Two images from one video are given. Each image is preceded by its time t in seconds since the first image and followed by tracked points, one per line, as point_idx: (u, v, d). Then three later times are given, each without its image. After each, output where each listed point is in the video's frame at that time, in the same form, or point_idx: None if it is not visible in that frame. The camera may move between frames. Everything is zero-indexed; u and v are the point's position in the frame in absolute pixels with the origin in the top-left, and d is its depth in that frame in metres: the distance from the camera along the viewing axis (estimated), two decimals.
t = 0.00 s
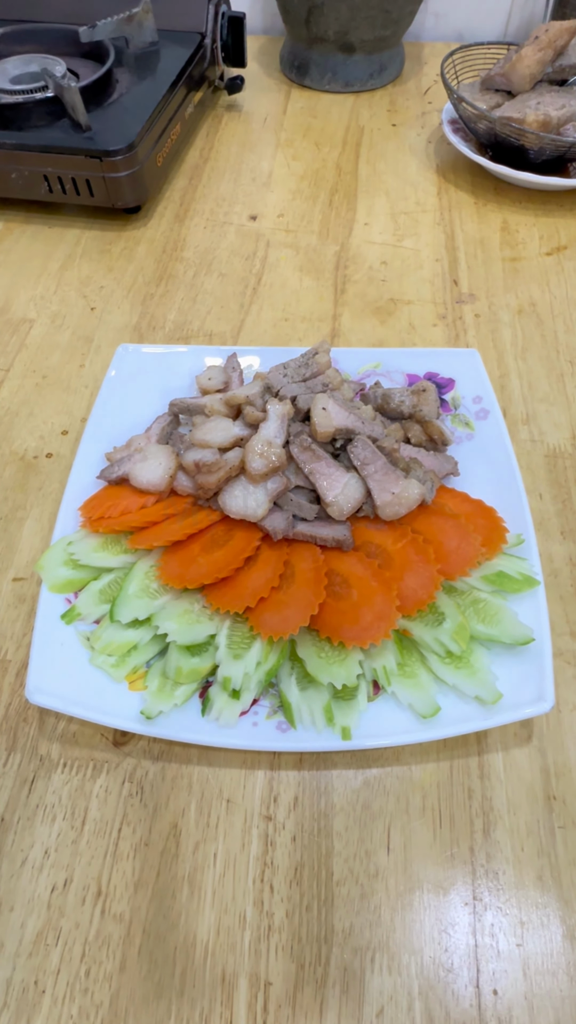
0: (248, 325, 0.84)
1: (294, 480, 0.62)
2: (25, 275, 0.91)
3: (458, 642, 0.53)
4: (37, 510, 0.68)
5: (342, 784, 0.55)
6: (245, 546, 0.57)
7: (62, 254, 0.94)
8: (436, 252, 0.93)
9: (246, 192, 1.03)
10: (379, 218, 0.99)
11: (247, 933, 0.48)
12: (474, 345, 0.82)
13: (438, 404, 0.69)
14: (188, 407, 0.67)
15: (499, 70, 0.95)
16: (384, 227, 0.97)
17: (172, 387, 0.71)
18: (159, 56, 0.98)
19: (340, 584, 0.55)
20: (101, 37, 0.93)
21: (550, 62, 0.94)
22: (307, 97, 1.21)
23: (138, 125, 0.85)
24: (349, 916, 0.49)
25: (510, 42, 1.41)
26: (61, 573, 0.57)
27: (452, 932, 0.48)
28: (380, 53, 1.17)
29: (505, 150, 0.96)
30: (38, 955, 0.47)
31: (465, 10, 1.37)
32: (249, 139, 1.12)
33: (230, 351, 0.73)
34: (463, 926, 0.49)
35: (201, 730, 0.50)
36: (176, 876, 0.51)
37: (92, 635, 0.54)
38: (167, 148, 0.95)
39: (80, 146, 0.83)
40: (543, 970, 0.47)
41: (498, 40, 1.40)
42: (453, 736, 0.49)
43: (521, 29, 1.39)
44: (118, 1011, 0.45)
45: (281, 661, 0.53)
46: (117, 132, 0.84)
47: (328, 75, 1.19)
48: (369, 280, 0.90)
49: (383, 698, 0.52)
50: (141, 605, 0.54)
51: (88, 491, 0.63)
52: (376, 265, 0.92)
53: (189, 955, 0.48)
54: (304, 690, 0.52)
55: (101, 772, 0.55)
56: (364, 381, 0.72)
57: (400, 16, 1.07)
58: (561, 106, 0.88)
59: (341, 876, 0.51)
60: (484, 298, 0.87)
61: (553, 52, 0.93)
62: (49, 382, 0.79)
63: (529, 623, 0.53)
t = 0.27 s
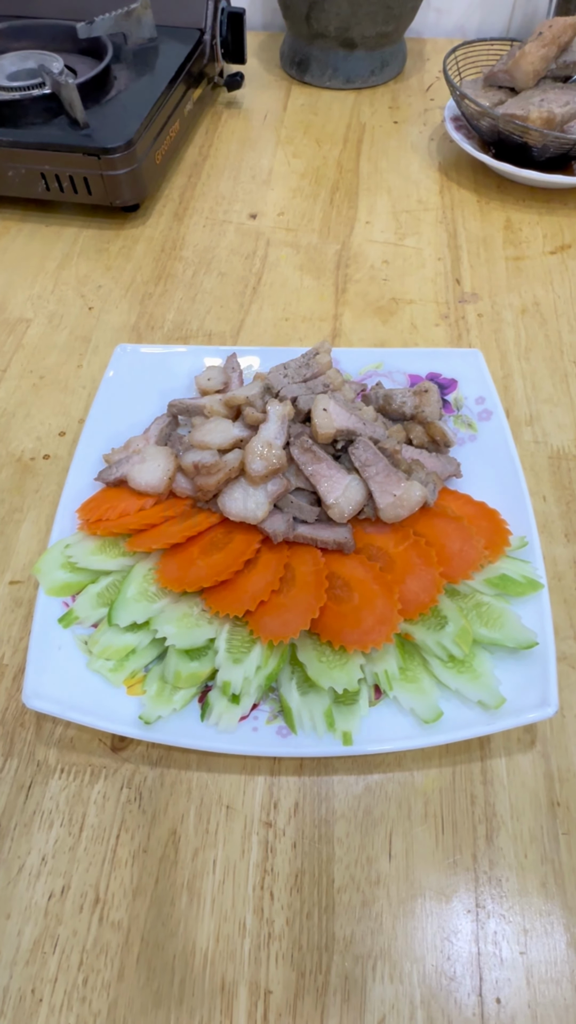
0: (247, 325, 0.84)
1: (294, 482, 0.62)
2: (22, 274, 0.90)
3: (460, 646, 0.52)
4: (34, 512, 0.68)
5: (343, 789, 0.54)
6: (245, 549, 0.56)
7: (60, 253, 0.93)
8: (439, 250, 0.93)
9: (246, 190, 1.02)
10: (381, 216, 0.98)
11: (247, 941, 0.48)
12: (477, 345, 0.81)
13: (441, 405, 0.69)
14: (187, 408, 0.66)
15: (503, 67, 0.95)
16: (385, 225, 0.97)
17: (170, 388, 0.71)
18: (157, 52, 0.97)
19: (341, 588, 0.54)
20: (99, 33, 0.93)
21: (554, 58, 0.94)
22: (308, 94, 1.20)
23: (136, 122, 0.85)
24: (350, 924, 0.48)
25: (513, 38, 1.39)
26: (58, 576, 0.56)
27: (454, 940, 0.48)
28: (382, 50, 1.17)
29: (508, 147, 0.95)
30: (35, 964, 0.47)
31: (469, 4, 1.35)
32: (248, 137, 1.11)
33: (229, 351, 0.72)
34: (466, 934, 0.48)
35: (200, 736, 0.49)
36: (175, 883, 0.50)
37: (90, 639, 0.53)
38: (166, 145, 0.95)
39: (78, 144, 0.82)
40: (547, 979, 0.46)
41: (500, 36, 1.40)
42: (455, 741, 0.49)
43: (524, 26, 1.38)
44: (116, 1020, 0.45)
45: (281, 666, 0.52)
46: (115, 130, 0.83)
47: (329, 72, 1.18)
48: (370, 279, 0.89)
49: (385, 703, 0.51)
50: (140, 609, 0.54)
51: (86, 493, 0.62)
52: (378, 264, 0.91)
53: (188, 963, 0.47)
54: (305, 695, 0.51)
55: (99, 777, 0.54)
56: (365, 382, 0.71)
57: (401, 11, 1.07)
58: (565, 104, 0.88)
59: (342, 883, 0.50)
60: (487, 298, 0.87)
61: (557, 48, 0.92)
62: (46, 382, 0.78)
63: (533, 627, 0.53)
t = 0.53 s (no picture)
0: (247, 325, 0.83)
1: (294, 484, 0.61)
2: (19, 273, 0.90)
3: (463, 650, 0.51)
4: (31, 514, 0.67)
5: (344, 795, 0.53)
6: (244, 551, 0.55)
7: (57, 252, 0.92)
8: (441, 249, 0.92)
9: (245, 188, 1.01)
10: (382, 214, 0.97)
11: (247, 949, 0.47)
12: (480, 345, 0.80)
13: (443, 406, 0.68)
14: (186, 409, 0.65)
15: (506, 64, 0.94)
16: (387, 224, 0.96)
17: (169, 389, 0.70)
18: (156, 49, 0.96)
19: (341, 591, 0.54)
20: (97, 29, 0.92)
21: (558, 54, 0.93)
22: (308, 91, 1.19)
23: (134, 120, 0.84)
24: (351, 931, 0.48)
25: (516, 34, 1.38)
26: (55, 579, 0.55)
27: (457, 948, 0.47)
28: (384, 46, 1.16)
29: (511, 145, 0.95)
30: (32, 972, 0.46)
31: None
32: (248, 134, 1.11)
33: (229, 352, 0.71)
34: (469, 942, 0.47)
35: (199, 741, 0.48)
36: (174, 890, 0.49)
37: (87, 643, 0.53)
38: (164, 143, 0.94)
39: (76, 141, 0.82)
40: (551, 987, 0.46)
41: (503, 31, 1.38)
42: (458, 747, 0.48)
43: (528, 21, 1.36)
44: None
45: (282, 670, 0.51)
46: (113, 127, 0.83)
47: (330, 68, 1.17)
48: (371, 279, 0.88)
49: (386, 707, 0.50)
50: (138, 612, 0.53)
51: (84, 495, 0.61)
52: (379, 263, 0.90)
53: (187, 971, 0.46)
54: (306, 699, 0.51)
55: (97, 783, 0.54)
56: (367, 382, 0.71)
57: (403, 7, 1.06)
58: (568, 101, 0.87)
59: (343, 891, 0.49)
60: (490, 297, 0.86)
61: (561, 44, 0.93)
62: (43, 383, 0.78)
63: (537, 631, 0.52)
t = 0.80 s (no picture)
0: (247, 325, 0.82)
1: (295, 485, 0.61)
2: (16, 273, 0.89)
3: (465, 654, 0.51)
4: (28, 516, 0.66)
5: (345, 801, 0.53)
6: (244, 554, 0.55)
7: (55, 251, 0.92)
8: (443, 248, 0.91)
9: (245, 186, 1.01)
10: (384, 213, 0.97)
11: (246, 957, 0.46)
12: (483, 345, 0.80)
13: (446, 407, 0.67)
14: (185, 410, 0.65)
15: (509, 60, 0.94)
16: (388, 222, 0.95)
17: (167, 389, 0.69)
18: (154, 45, 0.96)
19: (342, 594, 0.53)
20: (95, 25, 0.91)
21: (561, 50, 0.92)
22: (309, 88, 1.19)
23: (132, 117, 0.83)
24: (352, 939, 0.47)
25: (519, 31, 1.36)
26: (53, 583, 0.55)
27: (460, 956, 0.47)
28: (385, 42, 1.15)
29: (514, 142, 0.94)
30: (29, 980, 0.45)
31: None
32: (248, 132, 1.10)
33: (229, 352, 0.71)
34: (471, 949, 0.47)
35: (199, 747, 0.48)
36: (173, 897, 0.49)
37: (85, 647, 0.52)
38: (163, 141, 0.94)
39: (73, 139, 0.81)
40: (555, 996, 0.45)
41: (507, 28, 1.36)
42: (461, 752, 0.47)
43: (531, 17, 1.34)
44: None
45: (282, 674, 0.51)
46: (111, 125, 0.82)
47: (331, 64, 1.17)
48: (373, 278, 0.88)
49: (388, 712, 0.50)
50: (137, 616, 0.52)
51: (82, 497, 0.61)
52: (381, 262, 0.90)
53: (185, 979, 0.46)
54: (307, 704, 0.50)
55: (95, 789, 0.53)
56: (368, 382, 0.70)
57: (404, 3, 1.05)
58: (572, 98, 0.87)
59: (344, 898, 0.49)
60: (493, 297, 0.85)
61: (565, 41, 0.92)
62: (40, 383, 0.77)
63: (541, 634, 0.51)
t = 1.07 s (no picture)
0: (247, 325, 0.82)
1: (295, 487, 0.60)
2: (13, 272, 0.88)
3: (468, 658, 0.50)
4: (25, 518, 0.66)
5: (346, 807, 0.52)
6: (244, 557, 0.54)
7: (52, 250, 0.91)
8: (446, 247, 0.91)
9: (245, 184, 1.00)
10: (385, 211, 0.96)
11: (246, 965, 0.46)
12: (486, 345, 0.79)
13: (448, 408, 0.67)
14: (184, 411, 0.64)
15: (512, 57, 0.93)
16: (390, 221, 0.95)
17: (166, 389, 0.69)
18: (153, 41, 0.95)
19: (344, 597, 0.53)
20: (93, 21, 0.91)
21: (565, 47, 0.92)
22: (309, 84, 1.18)
23: (131, 114, 0.83)
24: (353, 946, 0.46)
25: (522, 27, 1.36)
26: (50, 586, 0.54)
27: (462, 964, 0.46)
28: (386, 39, 1.15)
29: (517, 140, 0.93)
30: (26, 988, 0.45)
31: None
32: (248, 129, 1.09)
33: (228, 352, 0.70)
34: (474, 957, 0.46)
35: (198, 752, 0.47)
36: (172, 904, 0.48)
37: (83, 650, 0.51)
38: (162, 138, 0.93)
39: (71, 136, 0.81)
40: (559, 1005, 0.44)
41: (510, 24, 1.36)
42: (463, 757, 0.47)
43: (534, 12, 1.33)
44: None
45: (282, 679, 0.50)
46: (109, 122, 0.82)
47: (332, 61, 1.16)
48: (374, 278, 0.87)
49: (390, 717, 0.49)
50: (135, 619, 0.52)
51: (79, 499, 0.60)
52: (383, 261, 0.89)
53: (185, 988, 0.45)
54: (307, 708, 0.49)
55: (93, 794, 0.52)
56: (370, 383, 0.69)
57: None
58: None
59: (345, 905, 0.48)
60: (496, 296, 0.85)
61: (569, 37, 0.91)
62: (38, 384, 0.77)
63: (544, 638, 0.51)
